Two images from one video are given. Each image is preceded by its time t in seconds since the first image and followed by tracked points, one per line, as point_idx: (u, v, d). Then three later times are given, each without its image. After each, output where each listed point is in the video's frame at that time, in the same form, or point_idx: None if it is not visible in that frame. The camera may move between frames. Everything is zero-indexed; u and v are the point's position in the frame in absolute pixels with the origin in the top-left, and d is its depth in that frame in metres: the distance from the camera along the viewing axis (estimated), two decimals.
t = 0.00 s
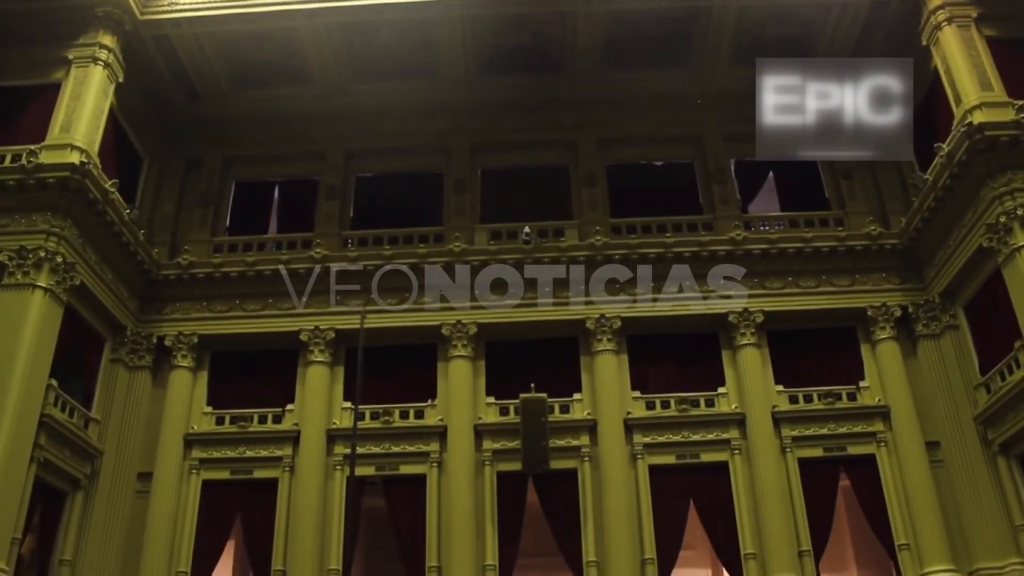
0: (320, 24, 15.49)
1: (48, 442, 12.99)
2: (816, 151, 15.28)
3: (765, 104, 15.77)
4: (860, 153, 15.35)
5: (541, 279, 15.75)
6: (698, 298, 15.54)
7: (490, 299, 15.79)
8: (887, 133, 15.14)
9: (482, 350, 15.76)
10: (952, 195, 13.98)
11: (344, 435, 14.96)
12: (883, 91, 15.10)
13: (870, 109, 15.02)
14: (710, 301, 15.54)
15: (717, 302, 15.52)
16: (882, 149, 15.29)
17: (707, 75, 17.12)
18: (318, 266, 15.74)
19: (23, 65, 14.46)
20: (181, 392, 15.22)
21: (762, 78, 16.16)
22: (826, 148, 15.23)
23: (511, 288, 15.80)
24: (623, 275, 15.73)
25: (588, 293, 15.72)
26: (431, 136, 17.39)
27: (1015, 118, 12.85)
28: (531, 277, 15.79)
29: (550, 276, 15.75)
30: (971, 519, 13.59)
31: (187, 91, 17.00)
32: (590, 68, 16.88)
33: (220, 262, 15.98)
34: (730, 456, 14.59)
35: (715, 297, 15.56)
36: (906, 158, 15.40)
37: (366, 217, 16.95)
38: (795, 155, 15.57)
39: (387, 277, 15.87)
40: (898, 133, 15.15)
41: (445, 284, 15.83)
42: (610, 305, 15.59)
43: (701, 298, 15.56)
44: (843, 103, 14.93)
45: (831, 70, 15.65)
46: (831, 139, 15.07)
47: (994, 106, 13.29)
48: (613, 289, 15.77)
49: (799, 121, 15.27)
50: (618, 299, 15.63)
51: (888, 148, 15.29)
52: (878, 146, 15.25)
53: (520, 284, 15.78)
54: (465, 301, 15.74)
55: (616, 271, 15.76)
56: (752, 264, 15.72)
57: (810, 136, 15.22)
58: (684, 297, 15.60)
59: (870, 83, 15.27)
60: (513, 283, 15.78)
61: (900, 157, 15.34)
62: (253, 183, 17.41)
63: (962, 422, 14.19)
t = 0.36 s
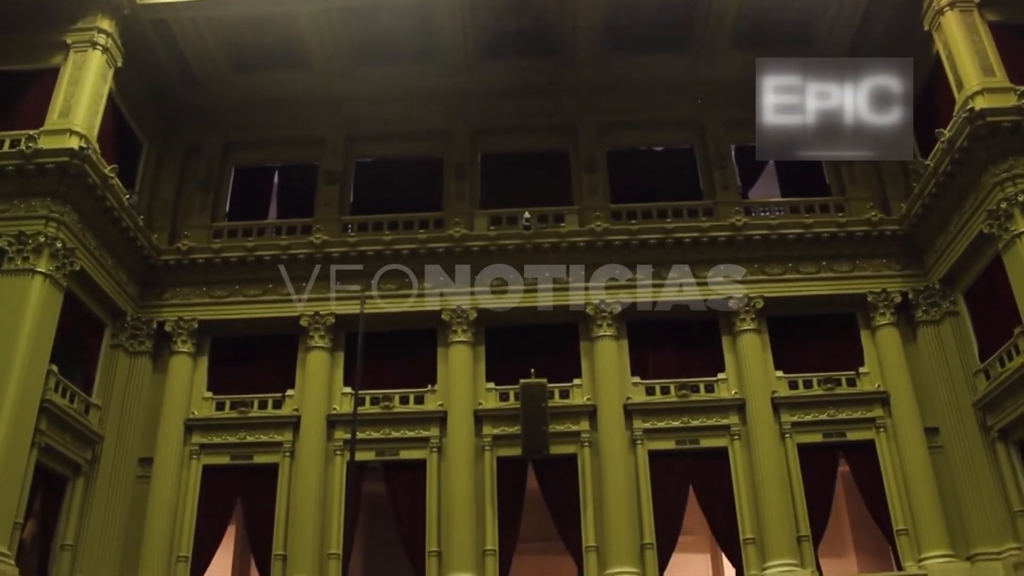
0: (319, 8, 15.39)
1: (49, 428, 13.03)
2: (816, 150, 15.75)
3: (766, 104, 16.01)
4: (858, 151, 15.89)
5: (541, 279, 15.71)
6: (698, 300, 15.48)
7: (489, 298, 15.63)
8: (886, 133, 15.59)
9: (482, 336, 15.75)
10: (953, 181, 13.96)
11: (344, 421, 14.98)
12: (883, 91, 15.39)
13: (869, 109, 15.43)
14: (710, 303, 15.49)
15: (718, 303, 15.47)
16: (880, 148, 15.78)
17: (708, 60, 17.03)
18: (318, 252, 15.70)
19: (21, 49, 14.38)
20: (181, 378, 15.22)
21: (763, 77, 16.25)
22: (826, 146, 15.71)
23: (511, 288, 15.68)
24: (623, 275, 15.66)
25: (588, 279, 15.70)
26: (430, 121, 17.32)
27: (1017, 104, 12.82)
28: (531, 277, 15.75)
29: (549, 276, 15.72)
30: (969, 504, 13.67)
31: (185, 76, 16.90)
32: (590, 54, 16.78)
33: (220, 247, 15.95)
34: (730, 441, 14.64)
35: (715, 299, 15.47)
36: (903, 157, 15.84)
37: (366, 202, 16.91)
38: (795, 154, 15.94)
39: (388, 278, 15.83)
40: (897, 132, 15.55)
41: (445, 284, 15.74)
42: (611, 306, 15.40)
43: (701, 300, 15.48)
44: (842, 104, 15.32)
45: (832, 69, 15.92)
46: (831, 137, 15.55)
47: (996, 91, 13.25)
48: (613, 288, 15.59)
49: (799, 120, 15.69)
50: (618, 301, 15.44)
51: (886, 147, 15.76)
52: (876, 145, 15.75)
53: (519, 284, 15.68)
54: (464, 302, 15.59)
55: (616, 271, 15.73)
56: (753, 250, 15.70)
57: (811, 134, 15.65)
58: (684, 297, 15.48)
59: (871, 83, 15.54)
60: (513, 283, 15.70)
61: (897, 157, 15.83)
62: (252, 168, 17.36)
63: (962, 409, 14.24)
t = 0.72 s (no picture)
0: None
1: (50, 413, 13.06)
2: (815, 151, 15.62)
3: (766, 103, 15.87)
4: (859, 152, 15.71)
5: (541, 279, 15.58)
6: (698, 300, 15.59)
7: (490, 298, 15.60)
8: (886, 133, 15.42)
9: (482, 320, 15.75)
10: (954, 166, 13.94)
11: (344, 406, 15.00)
12: (884, 91, 15.26)
13: (870, 109, 15.28)
14: (710, 303, 15.56)
15: (717, 303, 15.50)
16: (881, 148, 15.56)
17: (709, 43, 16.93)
18: (318, 237, 15.66)
19: (18, 33, 14.28)
20: (182, 362, 15.23)
21: (763, 78, 16.18)
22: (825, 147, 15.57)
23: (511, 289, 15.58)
24: (623, 275, 15.53)
25: (589, 263, 15.68)
26: (430, 104, 17.24)
27: (1019, 89, 12.78)
28: (531, 277, 15.62)
29: (549, 277, 15.59)
30: (967, 489, 13.77)
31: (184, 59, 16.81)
32: (591, 37, 16.68)
33: (220, 232, 15.91)
34: (730, 426, 14.69)
35: (715, 298, 15.51)
36: (903, 157, 15.63)
37: (366, 186, 16.88)
38: (793, 154, 15.74)
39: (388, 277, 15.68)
40: (898, 132, 15.41)
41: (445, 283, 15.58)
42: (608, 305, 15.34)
43: (701, 299, 15.58)
44: (842, 104, 15.19)
45: (833, 69, 15.70)
46: (831, 138, 15.41)
47: (998, 76, 13.21)
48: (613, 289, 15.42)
49: (799, 121, 15.56)
50: (617, 300, 15.37)
51: (886, 147, 15.54)
52: (877, 145, 15.51)
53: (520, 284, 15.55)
54: (464, 303, 15.46)
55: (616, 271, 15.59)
56: (753, 234, 15.68)
57: (811, 134, 15.48)
58: (684, 297, 15.57)
59: (871, 82, 15.38)
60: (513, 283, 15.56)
61: (897, 156, 15.61)
62: (252, 152, 17.31)
63: (961, 394, 14.29)
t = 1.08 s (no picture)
0: None
1: (51, 395, 13.10)
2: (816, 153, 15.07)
3: (764, 103, 15.35)
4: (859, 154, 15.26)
5: (541, 280, 15.55)
6: (698, 300, 15.55)
7: (490, 297, 15.69)
8: (887, 133, 15.00)
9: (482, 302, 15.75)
10: (956, 148, 13.92)
11: (345, 387, 15.03)
12: (884, 91, 14.90)
13: (870, 109, 14.86)
14: (710, 302, 15.55)
15: (717, 303, 15.49)
16: (881, 149, 15.11)
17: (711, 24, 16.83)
18: (317, 218, 15.61)
19: (15, 14, 14.20)
20: (183, 344, 15.24)
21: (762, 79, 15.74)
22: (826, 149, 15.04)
23: (511, 289, 15.68)
24: (624, 275, 15.41)
25: (589, 245, 15.66)
26: (429, 85, 17.13)
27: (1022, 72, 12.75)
28: (531, 277, 15.57)
29: (550, 277, 15.53)
30: (965, 471, 13.87)
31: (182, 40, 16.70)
32: (591, 18, 16.56)
33: (220, 214, 15.87)
34: (729, 408, 14.75)
35: (715, 299, 15.51)
36: (903, 157, 15.27)
37: (366, 168, 16.81)
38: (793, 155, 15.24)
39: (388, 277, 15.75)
40: (898, 133, 15.01)
41: (445, 283, 15.49)
42: (608, 307, 15.23)
43: (701, 299, 15.57)
44: (843, 104, 14.66)
45: (832, 70, 15.24)
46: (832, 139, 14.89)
47: (1001, 58, 13.16)
48: (613, 289, 15.36)
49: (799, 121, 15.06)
50: (618, 302, 15.34)
51: (887, 147, 15.12)
52: (877, 146, 15.07)
53: (520, 284, 15.62)
54: (464, 304, 15.38)
55: (617, 271, 15.42)
56: (754, 217, 15.64)
57: (811, 135, 14.94)
58: (684, 296, 15.59)
59: (871, 82, 14.98)
60: (513, 283, 15.62)
61: (897, 156, 15.20)
62: (251, 134, 17.24)
63: (961, 377, 14.38)
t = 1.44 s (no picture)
0: None
1: (52, 377, 13.15)
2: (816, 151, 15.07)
3: (764, 103, 15.33)
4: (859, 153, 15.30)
5: (541, 279, 15.64)
6: (698, 300, 15.48)
7: (490, 297, 15.62)
8: (887, 133, 15.07)
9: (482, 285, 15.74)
10: (958, 132, 13.89)
11: (345, 369, 15.06)
12: (882, 92, 15.04)
13: (869, 109, 15.00)
14: (710, 303, 15.48)
15: (717, 303, 15.42)
16: (882, 148, 15.15)
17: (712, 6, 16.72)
18: (317, 200, 15.57)
19: None
20: (183, 327, 15.25)
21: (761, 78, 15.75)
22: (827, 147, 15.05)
23: (510, 289, 15.65)
24: (624, 276, 15.34)
25: (589, 228, 15.63)
26: (428, 67, 17.04)
27: None
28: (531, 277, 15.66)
29: (549, 276, 15.63)
30: (963, 454, 13.95)
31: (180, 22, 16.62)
32: None
33: (219, 196, 15.83)
34: (729, 391, 14.78)
35: (714, 299, 15.45)
36: (905, 157, 15.14)
37: (366, 151, 16.75)
38: (793, 155, 15.10)
39: (387, 278, 15.82)
40: (898, 133, 15.06)
41: (445, 283, 15.46)
42: (609, 307, 15.08)
43: (701, 299, 15.51)
44: (843, 104, 14.85)
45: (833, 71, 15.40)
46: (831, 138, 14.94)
47: (1004, 41, 13.11)
48: (613, 290, 15.22)
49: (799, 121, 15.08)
50: (619, 301, 15.18)
51: (888, 147, 15.12)
52: (878, 146, 15.13)
53: (520, 284, 15.64)
54: (464, 302, 15.24)
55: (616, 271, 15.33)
56: (754, 200, 15.59)
57: (812, 135, 14.95)
58: (684, 297, 15.54)
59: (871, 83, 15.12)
60: (513, 283, 15.62)
61: (900, 155, 15.11)
62: (250, 116, 17.17)
63: (960, 361, 14.42)
